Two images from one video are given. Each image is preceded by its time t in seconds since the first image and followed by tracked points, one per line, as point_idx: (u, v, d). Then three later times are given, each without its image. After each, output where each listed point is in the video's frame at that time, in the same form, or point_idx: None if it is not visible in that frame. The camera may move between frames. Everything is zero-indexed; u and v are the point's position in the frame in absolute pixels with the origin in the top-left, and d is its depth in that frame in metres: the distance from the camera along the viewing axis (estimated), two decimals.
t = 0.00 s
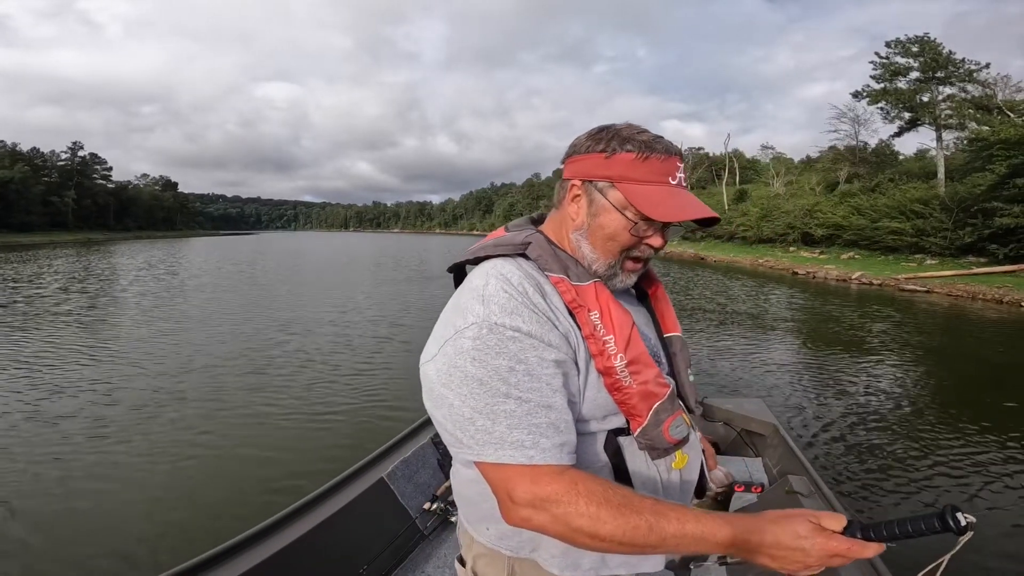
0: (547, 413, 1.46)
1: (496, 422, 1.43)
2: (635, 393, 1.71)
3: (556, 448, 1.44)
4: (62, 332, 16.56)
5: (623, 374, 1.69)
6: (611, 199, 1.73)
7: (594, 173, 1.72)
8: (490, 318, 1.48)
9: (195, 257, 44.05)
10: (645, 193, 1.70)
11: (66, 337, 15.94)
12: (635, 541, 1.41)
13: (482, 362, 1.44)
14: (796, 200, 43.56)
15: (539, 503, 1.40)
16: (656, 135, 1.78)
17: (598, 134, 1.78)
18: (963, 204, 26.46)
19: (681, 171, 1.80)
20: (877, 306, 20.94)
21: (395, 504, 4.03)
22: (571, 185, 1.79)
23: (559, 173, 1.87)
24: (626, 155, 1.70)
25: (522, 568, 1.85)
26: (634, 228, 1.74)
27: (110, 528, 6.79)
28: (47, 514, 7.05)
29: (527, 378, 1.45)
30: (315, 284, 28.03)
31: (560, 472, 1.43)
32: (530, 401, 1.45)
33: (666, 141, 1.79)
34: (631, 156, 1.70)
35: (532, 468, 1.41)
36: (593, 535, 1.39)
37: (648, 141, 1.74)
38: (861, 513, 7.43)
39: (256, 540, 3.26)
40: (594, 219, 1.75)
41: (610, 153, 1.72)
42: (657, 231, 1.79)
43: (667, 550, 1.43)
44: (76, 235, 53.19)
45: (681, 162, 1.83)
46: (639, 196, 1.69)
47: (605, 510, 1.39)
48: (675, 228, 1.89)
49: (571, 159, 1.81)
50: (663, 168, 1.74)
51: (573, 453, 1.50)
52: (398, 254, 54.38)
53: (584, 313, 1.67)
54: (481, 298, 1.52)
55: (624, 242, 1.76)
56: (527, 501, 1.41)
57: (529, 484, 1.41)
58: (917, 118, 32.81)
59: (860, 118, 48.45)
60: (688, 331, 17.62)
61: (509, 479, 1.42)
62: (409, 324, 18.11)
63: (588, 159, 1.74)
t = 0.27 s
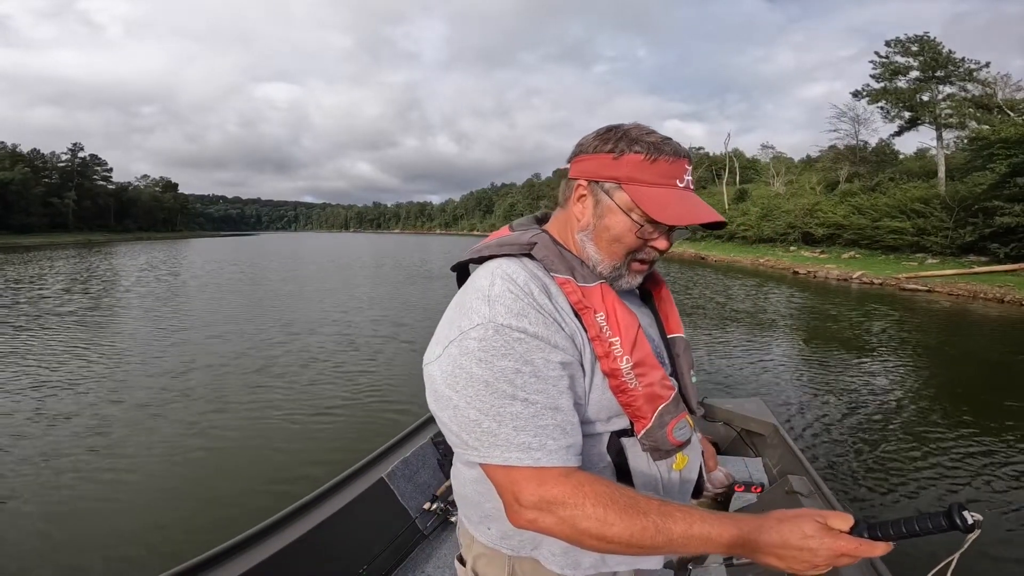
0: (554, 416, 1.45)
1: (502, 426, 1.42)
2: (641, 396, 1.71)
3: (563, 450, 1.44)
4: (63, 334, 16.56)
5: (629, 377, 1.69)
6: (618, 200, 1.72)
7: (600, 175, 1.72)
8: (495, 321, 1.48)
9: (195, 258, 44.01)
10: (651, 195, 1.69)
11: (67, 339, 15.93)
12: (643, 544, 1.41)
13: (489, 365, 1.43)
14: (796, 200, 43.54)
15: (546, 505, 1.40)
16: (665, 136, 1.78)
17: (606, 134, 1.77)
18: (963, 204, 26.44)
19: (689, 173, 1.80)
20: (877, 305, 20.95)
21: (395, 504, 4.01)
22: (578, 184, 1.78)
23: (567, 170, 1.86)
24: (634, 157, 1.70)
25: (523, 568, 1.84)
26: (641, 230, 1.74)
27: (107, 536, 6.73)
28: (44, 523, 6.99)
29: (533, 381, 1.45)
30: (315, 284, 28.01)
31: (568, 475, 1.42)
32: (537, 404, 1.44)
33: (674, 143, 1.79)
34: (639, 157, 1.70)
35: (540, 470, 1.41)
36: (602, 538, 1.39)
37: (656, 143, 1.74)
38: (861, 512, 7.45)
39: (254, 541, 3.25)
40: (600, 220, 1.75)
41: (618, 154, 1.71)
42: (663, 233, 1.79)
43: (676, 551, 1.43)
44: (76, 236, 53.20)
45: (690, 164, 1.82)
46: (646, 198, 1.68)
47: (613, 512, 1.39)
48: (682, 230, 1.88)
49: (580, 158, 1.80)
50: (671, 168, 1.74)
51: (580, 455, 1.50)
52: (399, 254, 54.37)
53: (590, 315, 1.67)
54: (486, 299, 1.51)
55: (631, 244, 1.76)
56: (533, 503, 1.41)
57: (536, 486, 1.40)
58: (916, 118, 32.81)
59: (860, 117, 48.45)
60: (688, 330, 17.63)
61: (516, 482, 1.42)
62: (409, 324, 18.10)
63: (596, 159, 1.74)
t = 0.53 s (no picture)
0: (558, 416, 1.45)
1: (506, 427, 1.42)
2: (644, 395, 1.71)
3: (567, 450, 1.43)
4: (63, 334, 16.54)
5: (632, 377, 1.68)
6: (619, 199, 1.72)
7: (602, 174, 1.71)
8: (499, 319, 1.47)
9: (196, 258, 43.99)
10: (653, 194, 1.69)
11: (67, 340, 15.92)
12: (649, 543, 1.40)
13: (492, 364, 1.43)
14: (796, 200, 43.52)
15: (551, 506, 1.39)
16: (665, 135, 1.77)
17: (607, 133, 1.76)
18: (964, 203, 26.43)
19: (690, 171, 1.80)
20: (877, 305, 20.95)
21: (395, 504, 4.00)
22: (580, 184, 1.78)
23: (567, 170, 1.85)
24: (636, 155, 1.69)
25: (525, 568, 1.83)
26: (642, 229, 1.73)
27: (100, 540, 6.65)
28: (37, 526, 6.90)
29: (537, 381, 1.44)
30: (315, 285, 28.02)
31: (572, 474, 1.42)
32: (541, 404, 1.43)
33: (675, 142, 1.79)
34: (640, 156, 1.69)
35: (544, 470, 1.40)
36: (608, 537, 1.39)
37: (658, 141, 1.73)
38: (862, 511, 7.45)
39: (254, 541, 3.24)
40: (602, 219, 1.74)
41: (619, 153, 1.70)
42: (665, 232, 1.78)
43: (680, 550, 1.43)
44: (76, 237, 53.17)
45: (691, 162, 1.82)
46: (648, 197, 1.68)
47: (618, 512, 1.39)
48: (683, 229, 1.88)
49: (580, 157, 1.79)
50: (672, 168, 1.73)
51: (583, 455, 1.49)
52: (399, 254, 54.35)
53: (592, 315, 1.66)
54: (488, 299, 1.51)
55: (633, 243, 1.75)
56: (538, 504, 1.40)
57: (541, 487, 1.40)
58: (917, 117, 32.81)
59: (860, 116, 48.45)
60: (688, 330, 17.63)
61: (520, 482, 1.41)
62: (409, 324, 18.10)
63: (597, 159, 1.73)
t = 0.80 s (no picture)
0: (562, 417, 1.44)
1: (509, 429, 1.41)
2: (645, 396, 1.70)
3: (570, 452, 1.42)
4: (64, 334, 16.54)
5: (634, 378, 1.68)
6: (619, 199, 1.71)
7: (602, 174, 1.70)
8: (501, 321, 1.46)
9: (197, 259, 44.00)
10: (654, 194, 1.68)
11: (68, 339, 15.93)
12: (653, 544, 1.39)
13: (495, 367, 1.42)
14: (797, 200, 43.50)
15: (555, 507, 1.39)
16: (666, 135, 1.77)
17: (606, 133, 1.75)
18: (965, 203, 26.40)
19: (689, 172, 1.79)
20: (879, 305, 20.92)
21: (394, 504, 4.00)
22: (579, 185, 1.77)
23: (566, 171, 1.84)
24: (636, 155, 1.68)
25: (528, 568, 1.82)
26: (643, 230, 1.73)
27: (92, 545, 6.55)
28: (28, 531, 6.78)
29: (540, 384, 1.44)
30: (316, 285, 28.04)
31: (576, 475, 1.41)
32: (544, 406, 1.43)
33: (675, 142, 1.78)
34: (641, 156, 1.68)
35: (548, 472, 1.40)
36: (614, 539, 1.38)
37: (658, 142, 1.73)
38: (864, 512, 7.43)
39: (254, 541, 3.23)
40: (603, 219, 1.73)
41: (619, 153, 1.70)
42: (665, 233, 1.77)
43: (685, 552, 1.42)
44: (77, 237, 53.20)
45: (690, 162, 1.82)
46: (648, 197, 1.67)
47: (622, 513, 1.38)
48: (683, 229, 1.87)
49: (579, 158, 1.78)
50: (671, 169, 1.73)
51: (587, 456, 1.49)
52: (400, 254, 54.36)
53: (595, 316, 1.66)
54: (491, 302, 1.50)
55: (634, 243, 1.74)
56: (543, 505, 1.40)
57: (545, 489, 1.39)
58: (918, 117, 32.79)
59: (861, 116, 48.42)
60: (689, 331, 17.62)
61: (525, 484, 1.41)
62: (410, 324, 18.10)
63: (596, 159, 1.72)
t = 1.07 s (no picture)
0: (565, 419, 1.44)
1: (512, 430, 1.41)
2: (648, 398, 1.69)
3: (572, 453, 1.42)
4: (65, 333, 16.55)
5: (637, 379, 1.67)
6: (621, 200, 1.70)
7: (604, 175, 1.70)
8: (504, 323, 1.46)
9: (198, 258, 44.00)
10: (657, 194, 1.67)
11: (69, 338, 15.93)
12: (656, 545, 1.39)
13: (498, 368, 1.42)
14: (799, 200, 43.46)
15: (559, 509, 1.38)
16: (668, 136, 1.76)
17: (609, 133, 1.75)
18: (967, 204, 26.37)
19: (692, 172, 1.79)
20: (881, 306, 20.88)
21: (394, 504, 3.99)
22: (581, 184, 1.76)
23: (568, 171, 1.84)
24: (639, 156, 1.68)
25: (529, 568, 1.81)
26: (646, 230, 1.72)
27: (88, 548, 6.49)
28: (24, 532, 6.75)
29: (544, 384, 1.43)
30: (317, 284, 28.04)
31: (579, 476, 1.40)
32: (548, 407, 1.42)
33: (678, 142, 1.77)
34: (644, 157, 1.68)
35: (552, 474, 1.39)
36: (617, 541, 1.37)
37: (660, 142, 1.72)
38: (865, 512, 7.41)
39: (253, 541, 3.23)
40: (604, 220, 1.73)
41: (622, 153, 1.69)
42: (667, 233, 1.76)
43: (689, 552, 1.42)
44: (79, 236, 53.20)
45: (692, 163, 1.81)
46: (650, 197, 1.66)
47: (627, 514, 1.37)
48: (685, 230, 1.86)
49: (581, 158, 1.78)
50: (673, 168, 1.72)
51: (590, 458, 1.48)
52: (401, 254, 54.38)
53: (598, 318, 1.65)
54: (493, 302, 1.50)
55: (635, 243, 1.74)
56: (547, 507, 1.39)
57: (549, 490, 1.38)
58: (920, 118, 32.76)
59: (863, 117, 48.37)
60: (689, 331, 17.59)
61: (528, 486, 1.40)
62: (411, 324, 18.10)
63: (598, 159, 1.71)
